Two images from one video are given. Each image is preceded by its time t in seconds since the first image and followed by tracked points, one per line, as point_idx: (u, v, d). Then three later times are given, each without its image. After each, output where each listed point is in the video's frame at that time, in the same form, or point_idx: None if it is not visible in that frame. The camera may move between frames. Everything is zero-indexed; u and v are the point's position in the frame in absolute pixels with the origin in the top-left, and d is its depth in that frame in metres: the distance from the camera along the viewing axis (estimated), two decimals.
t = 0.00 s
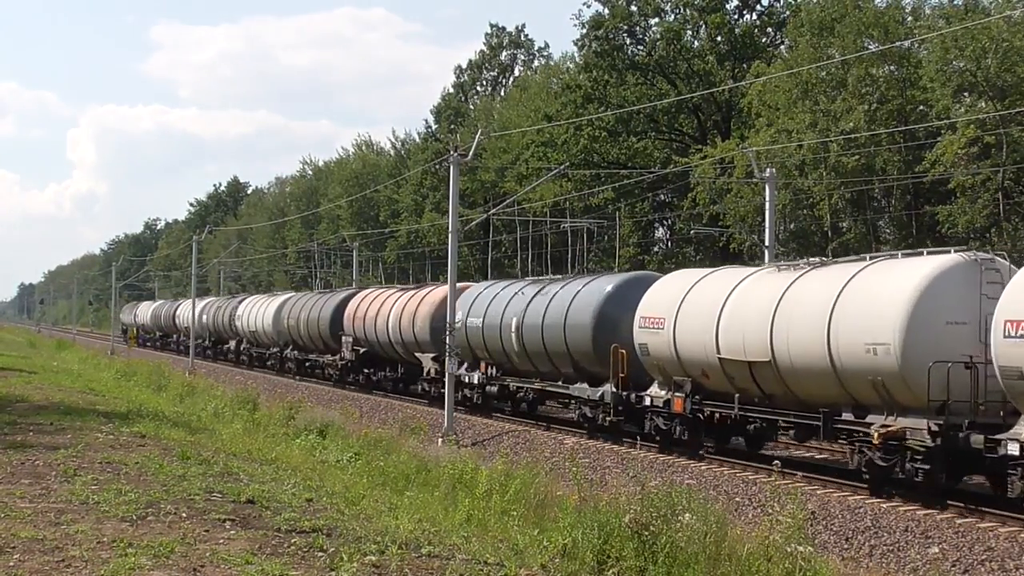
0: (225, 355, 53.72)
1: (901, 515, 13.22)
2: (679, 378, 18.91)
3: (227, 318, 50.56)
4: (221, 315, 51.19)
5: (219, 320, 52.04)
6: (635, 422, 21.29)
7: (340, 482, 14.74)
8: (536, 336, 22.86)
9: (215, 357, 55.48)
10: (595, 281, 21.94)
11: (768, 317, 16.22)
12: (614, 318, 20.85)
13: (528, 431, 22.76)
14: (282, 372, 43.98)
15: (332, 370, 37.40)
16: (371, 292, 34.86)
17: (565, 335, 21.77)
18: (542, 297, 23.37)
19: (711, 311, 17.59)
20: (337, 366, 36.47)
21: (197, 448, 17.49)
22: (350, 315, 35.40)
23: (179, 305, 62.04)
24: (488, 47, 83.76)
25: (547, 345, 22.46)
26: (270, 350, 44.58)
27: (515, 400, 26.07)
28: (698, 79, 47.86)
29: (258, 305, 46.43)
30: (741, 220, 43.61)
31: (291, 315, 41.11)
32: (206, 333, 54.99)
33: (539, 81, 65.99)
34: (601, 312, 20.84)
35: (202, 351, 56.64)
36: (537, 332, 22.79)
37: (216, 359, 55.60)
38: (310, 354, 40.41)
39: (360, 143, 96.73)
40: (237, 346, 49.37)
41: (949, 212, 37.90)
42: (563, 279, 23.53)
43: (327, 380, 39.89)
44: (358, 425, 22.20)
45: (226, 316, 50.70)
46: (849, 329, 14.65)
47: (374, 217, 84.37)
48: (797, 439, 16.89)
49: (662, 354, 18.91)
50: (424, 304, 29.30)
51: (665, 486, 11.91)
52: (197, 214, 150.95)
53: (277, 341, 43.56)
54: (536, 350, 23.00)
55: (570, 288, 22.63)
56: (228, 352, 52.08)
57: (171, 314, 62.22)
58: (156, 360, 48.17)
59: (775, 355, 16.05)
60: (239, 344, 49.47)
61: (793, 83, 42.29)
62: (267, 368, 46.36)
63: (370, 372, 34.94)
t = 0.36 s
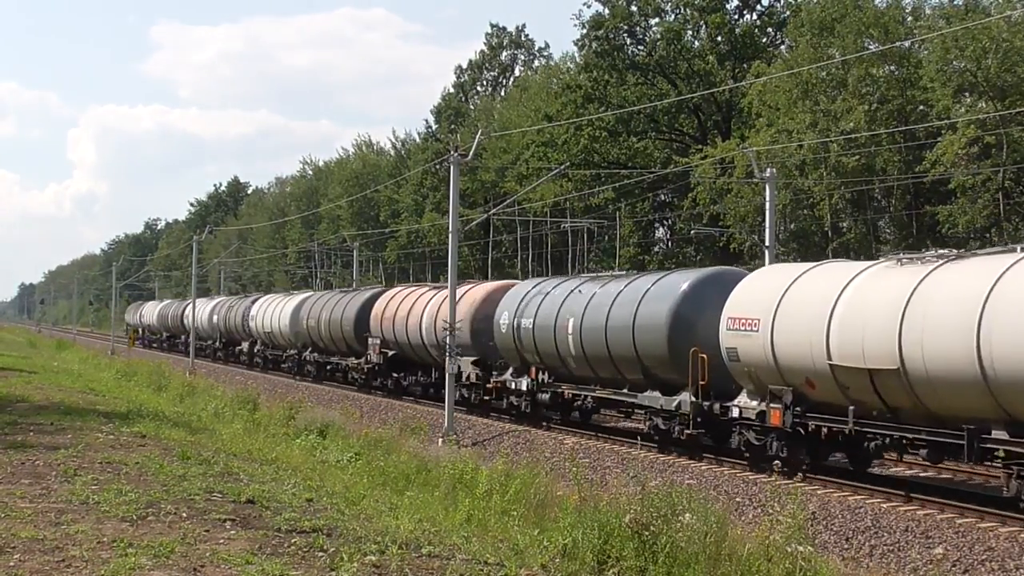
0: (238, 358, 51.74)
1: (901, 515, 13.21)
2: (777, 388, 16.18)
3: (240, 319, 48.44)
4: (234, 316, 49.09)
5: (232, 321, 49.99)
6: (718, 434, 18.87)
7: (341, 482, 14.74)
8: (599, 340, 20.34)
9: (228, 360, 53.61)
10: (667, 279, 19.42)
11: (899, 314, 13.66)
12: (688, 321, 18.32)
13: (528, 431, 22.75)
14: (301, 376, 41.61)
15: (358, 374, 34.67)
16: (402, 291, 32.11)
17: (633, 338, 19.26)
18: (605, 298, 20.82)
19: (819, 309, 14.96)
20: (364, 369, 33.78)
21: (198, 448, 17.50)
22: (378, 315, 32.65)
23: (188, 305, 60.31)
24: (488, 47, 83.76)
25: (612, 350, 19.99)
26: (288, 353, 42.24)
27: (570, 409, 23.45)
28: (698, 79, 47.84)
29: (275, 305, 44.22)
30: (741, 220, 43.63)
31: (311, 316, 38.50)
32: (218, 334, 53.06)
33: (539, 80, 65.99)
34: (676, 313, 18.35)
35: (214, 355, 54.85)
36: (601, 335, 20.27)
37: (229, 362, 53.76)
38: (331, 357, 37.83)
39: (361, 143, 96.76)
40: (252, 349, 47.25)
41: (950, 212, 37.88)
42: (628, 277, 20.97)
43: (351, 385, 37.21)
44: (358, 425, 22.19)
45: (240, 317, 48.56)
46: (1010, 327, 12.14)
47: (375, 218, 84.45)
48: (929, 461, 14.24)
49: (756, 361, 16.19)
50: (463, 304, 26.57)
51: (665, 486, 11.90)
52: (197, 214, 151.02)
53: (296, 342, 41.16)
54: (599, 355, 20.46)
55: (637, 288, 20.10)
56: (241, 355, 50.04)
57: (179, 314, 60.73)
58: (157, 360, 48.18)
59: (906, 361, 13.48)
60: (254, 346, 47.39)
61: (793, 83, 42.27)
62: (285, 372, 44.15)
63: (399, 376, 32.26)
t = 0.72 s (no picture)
0: (250, 360, 49.42)
1: (901, 515, 13.22)
2: (905, 399, 14.00)
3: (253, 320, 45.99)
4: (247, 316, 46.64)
5: (243, 322, 47.60)
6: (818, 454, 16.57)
7: (341, 482, 14.74)
8: (677, 343, 18.12)
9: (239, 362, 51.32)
10: (757, 276, 17.24)
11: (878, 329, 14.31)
12: (785, 323, 16.12)
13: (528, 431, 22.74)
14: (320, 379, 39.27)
15: (386, 378, 32.21)
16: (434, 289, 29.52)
17: (720, 340, 17.08)
18: (681, 296, 18.58)
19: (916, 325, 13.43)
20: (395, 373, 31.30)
21: (199, 448, 17.51)
22: (407, 316, 30.05)
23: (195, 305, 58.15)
24: (488, 47, 83.75)
25: (691, 354, 17.82)
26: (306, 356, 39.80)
27: (633, 418, 21.26)
28: (698, 79, 47.82)
29: (291, 304, 41.75)
30: (741, 220, 43.66)
31: (332, 316, 35.99)
32: (229, 334, 50.72)
33: (540, 80, 65.98)
34: (773, 314, 16.16)
35: (224, 356, 52.61)
36: (680, 337, 18.05)
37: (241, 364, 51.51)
38: (354, 360, 35.42)
39: (361, 143, 96.80)
40: (265, 351, 44.83)
41: (951, 212, 37.84)
42: (708, 272, 18.72)
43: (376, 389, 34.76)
44: (359, 425, 22.20)
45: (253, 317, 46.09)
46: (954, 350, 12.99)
47: (375, 217, 84.48)
48: None
49: (880, 369, 13.96)
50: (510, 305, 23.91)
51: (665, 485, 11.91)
52: (198, 214, 151.06)
53: (316, 344, 38.69)
54: (677, 360, 18.25)
55: (720, 285, 17.87)
56: (253, 356, 47.67)
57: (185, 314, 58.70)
58: (157, 360, 48.22)
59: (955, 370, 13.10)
60: (268, 348, 44.99)
61: (793, 83, 42.29)
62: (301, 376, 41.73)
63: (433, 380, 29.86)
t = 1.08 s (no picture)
0: (266, 361, 47.49)
1: (902, 515, 13.21)
2: None
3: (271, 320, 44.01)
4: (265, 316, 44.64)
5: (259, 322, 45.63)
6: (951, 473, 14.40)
7: (341, 482, 14.74)
8: (775, 347, 15.90)
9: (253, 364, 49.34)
10: (870, 270, 15.01)
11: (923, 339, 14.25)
12: (912, 325, 13.88)
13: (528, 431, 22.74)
14: (345, 384, 37.41)
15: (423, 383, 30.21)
16: (473, 287, 27.24)
17: (831, 345, 14.89)
18: (774, 295, 16.36)
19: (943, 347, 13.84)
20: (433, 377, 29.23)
21: (199, 448, 17.51)
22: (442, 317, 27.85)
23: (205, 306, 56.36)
24: (489, 47, 83.72)
25: (793, 360, 15.63)
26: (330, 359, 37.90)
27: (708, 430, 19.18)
28: (698, 79, 47.81)
29: (312, 304, 39.86)
30: (742, 220, 43.66)
31: (360, 317, 34.10)
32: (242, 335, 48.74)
33: (540, 80, 65.97)
34: (897, 313, 13.94)
35: (237, 358, 50.79)
36: (779, 340, 15.83)
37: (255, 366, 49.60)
38: (384, 362, 33.70)
39: (361, 143, 96.79)
40: (285, 353, 42.84)
41: (951, 212, 37.81)
42: (807, 266, 16.45)
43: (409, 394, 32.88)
44: (359, 425, 22.19)
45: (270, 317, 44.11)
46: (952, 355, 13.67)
47: (375, 217, 84.52)
48: None
49: None
50: (564, 305, 21.69)
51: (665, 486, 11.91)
52: (198, 214, 151.12)
53: (341, 346, 36.83)
54: (774, 366, 16.04)
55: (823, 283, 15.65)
56: (270, 358, 45.79)
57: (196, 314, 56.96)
58: (157, 360, 48.23)
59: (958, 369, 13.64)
60: (287, 350, 43.06)
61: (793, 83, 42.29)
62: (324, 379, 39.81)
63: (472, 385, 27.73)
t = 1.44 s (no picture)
0: (281, 364, 45.64)
1: (902, 515, 13.20)
2: None
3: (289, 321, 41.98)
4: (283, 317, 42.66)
5: (276, 323, 43.69)
6: None
7: (341, 482, 14.74)
8: (904, 349, 13.89)
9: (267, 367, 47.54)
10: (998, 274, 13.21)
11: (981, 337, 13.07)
12: None
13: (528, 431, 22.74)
14: (372, 389, 35.06)
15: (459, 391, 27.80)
16: (519, 286, 24.98)
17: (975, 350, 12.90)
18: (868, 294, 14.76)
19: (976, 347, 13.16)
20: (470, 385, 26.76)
21: (199, 448, 17.50)
22: (485, 317, 25.57)
23: (216, 306, 54.63)
24: (489, 47, 83.71)
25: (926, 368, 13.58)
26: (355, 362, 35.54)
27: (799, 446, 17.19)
28: (698, 79, 47.82)
29: (335, 304, 37.53)
30: (742, 220, 43.67)
31: (392, 318, 31.66)
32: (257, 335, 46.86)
33: (540, 81, 65.96)
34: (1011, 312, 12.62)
35: (250, 360, 49.14)
36: (909, 340, 13.82)
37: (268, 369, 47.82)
38: (415, 365, 31.46)
39: (361, 143, 96.80)
40: (304, 356, 40.81)
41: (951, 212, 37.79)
42: (938, 262, 14.36)
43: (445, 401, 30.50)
44: (359, 425, 22.18)
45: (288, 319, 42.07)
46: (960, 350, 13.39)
47: (375, 217, 84.56)
48: None
49: None
50: (632, 304, 19.54)
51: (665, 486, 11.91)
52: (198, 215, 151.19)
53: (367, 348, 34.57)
54: (904, 376, 13.96)
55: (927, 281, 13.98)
56: (287, 360, 43.96)
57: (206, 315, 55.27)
58: (157, 360, 48.21)
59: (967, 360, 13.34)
60: (306, 352, 41.06)
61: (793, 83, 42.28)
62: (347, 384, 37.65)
63: (518, 393, 25.34)
